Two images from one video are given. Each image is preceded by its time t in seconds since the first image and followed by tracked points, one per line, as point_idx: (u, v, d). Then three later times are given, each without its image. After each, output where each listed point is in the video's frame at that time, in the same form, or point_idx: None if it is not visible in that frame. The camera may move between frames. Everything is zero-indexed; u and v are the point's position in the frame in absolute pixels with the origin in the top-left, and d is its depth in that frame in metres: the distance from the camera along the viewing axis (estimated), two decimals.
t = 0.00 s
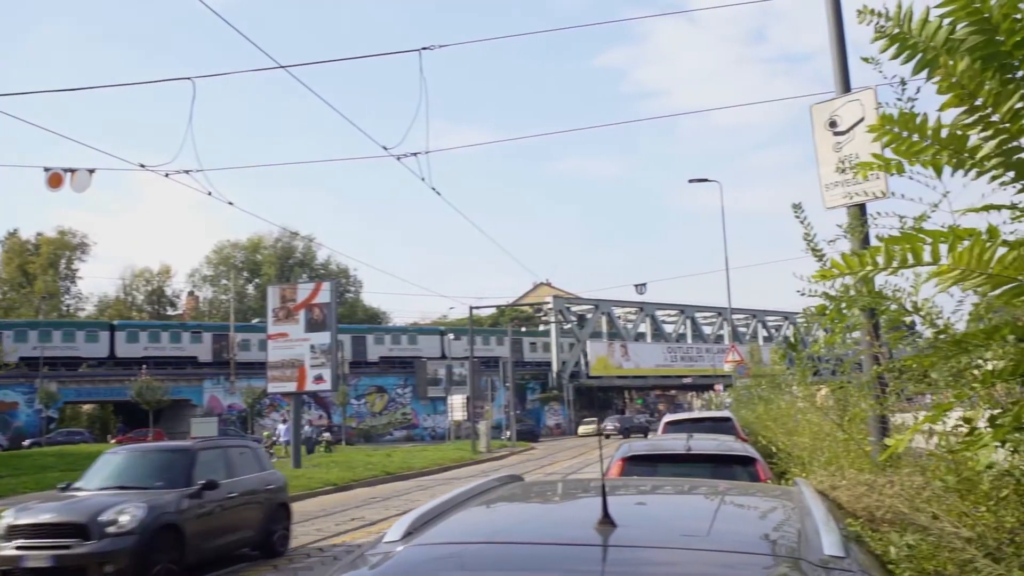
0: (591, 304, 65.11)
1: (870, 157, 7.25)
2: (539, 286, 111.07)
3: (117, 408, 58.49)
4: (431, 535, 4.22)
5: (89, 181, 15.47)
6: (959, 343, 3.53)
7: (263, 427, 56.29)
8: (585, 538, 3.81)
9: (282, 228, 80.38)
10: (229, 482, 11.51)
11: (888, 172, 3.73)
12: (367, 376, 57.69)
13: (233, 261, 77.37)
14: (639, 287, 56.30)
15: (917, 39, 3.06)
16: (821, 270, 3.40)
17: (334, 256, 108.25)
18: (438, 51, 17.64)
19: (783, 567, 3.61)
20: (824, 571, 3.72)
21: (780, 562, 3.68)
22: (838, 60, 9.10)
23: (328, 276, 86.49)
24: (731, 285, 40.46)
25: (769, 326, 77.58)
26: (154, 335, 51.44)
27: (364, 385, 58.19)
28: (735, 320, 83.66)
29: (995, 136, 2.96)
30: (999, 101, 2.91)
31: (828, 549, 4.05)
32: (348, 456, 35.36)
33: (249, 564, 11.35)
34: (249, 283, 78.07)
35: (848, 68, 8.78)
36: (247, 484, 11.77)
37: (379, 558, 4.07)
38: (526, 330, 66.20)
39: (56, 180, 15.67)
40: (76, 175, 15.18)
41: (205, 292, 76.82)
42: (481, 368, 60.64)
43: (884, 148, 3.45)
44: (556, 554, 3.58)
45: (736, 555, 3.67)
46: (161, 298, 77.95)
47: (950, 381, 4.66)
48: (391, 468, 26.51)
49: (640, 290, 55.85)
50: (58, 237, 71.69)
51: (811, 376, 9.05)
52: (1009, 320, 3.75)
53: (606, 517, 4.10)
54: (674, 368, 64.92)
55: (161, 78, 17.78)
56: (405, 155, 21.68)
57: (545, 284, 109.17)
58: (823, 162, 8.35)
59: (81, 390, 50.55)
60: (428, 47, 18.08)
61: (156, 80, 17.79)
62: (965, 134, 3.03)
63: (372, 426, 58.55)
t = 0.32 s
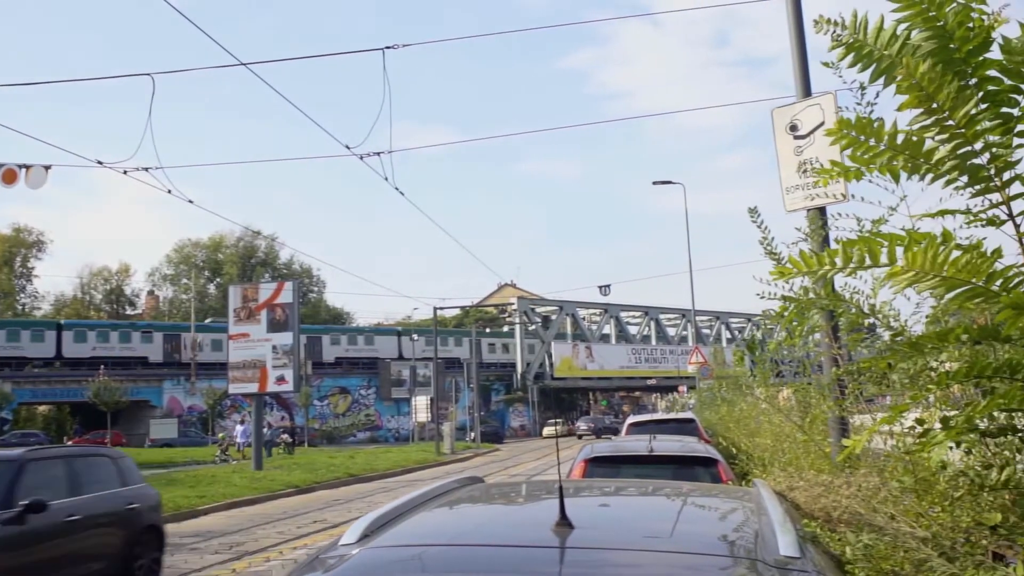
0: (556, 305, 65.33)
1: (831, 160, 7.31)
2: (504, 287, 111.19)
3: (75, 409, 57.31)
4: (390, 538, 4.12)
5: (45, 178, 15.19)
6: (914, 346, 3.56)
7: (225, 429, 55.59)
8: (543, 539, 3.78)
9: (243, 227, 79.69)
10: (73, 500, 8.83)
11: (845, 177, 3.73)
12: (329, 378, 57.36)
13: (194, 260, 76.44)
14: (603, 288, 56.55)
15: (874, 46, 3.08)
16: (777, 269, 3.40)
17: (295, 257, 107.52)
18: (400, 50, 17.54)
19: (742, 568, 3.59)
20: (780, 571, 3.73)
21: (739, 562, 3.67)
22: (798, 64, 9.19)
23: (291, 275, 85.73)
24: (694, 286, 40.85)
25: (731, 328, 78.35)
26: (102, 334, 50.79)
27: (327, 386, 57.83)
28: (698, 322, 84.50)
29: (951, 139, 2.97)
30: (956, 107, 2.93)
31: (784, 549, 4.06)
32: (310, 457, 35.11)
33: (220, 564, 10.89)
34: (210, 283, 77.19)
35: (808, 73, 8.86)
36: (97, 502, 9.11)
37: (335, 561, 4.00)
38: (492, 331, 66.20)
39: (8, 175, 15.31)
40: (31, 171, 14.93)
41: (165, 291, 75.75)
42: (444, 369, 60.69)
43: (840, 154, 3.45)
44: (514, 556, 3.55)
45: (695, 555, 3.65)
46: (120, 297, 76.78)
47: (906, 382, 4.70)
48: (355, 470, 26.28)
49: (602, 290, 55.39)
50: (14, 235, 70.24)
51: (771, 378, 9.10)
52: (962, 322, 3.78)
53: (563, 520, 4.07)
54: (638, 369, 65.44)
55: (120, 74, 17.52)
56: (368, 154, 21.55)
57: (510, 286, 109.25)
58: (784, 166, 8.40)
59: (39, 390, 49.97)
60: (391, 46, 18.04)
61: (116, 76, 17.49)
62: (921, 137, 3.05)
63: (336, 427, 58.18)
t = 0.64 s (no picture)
0: (532, 307, 65.43)
1: (803, 160, 7.33)
2: (479, 288, 111.24)
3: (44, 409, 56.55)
4: (360, 540, 4.07)
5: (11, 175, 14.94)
6: (884, 347, 3.56)
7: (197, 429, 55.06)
8: (513, 542, 3.74)
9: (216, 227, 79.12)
10: None
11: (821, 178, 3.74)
12: (303, 379, 56.94)
13: (166, 259, 75.73)
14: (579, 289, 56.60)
15: (848, 49, 3.06)
16: (750, 269, 3.38)
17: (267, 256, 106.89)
18: (374, 48, 17.43)
19: (712, 570, 3.58)
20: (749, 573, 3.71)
21: (709, 564, 3.65)
22: (773, 66, 9.23)
23: (264, 275, 85.16)
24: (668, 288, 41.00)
25: (706, 330, 78.74)
26: (62, 333, 48.82)
27: (300, 387, 57.37)
28: (673, 323, 84.85)
29: (924, 140, 2.96)
30: (929, 109, 2.90)
31: (753, 551, 4.05)
32: (283, 458, 34.84)
33: (190, 566, 10.73)
34: (182, 282, 76.53)
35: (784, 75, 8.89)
36: None
37: (303, 562, 3.96)
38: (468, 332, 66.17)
39: None
40: None
41: (137, 290, 74.93)
42: (419, 370, 60.51)
43: (813, 155, 3.45)
44: (483, 557, 3.52)
45: (666, 557, 3.63)
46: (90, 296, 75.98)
47: (879, 382, 4.70)
48: (327, 471, 26.12)
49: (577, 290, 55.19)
50: None
51: (743, 379, 9.09)
52: (933, 324, 3.78)
53: (533, 522, 4.03)
54: (614, 371, 65.59)
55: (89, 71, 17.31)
56: (342, 153, 21.44)
57: (485, 287, 109.20)
58: (758, 168, 8.43)
59: (7, 389, 49.72)
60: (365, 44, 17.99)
61: (85, 74, 17.30)
62: (892, 140, 3.04)
63: (309, 428, 58.39)
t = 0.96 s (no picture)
0: (518, 307, 65.48)
1: (788, 161, 7.35)
2: (465, 287, 111.20)
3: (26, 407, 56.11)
4: (344, 541, 4.04)
5: None
6: (871, 348, 3.55)
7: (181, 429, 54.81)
8: (496, 543, 3.71)
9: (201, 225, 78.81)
10: None
11: (808, 177, 3.72)
12: (287, 379, 56.77)
13: (150, 257, 75.44)
14: (565, 290, 56.60)
15: (837, 49, 3.04)
16: (736, 270, 3.36)
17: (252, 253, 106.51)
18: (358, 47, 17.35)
19: (697, 572, 3.57)
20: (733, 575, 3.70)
21: (694, 567, 3.63)
22: (761, 66, 9.24)
23: (249, 274, 84.91)
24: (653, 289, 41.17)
25: (692, 331, 78.94)
26: (34, 332, 49.93)
27: (285, 387, 57.07)
28: (659, 325, 85.13)
29: (909, 142, 2.95)
30: (912, 111, 2.91)
31: (737, 552, 4.04)
32: (269, 459, 34.72)
33: (173, 567, 10.67)
34: (166, 281, 76.08)
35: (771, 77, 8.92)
36: None
37: (286, 563, 3.93)
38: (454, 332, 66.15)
39: None
40: None
41: (120, 289, 74.59)
42: (405, 370, 60.50)
43: (801, 153, 3.44)
44: (466, 559, 3.49)
45: (651, 559, 3.61)
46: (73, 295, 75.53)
47: (864, 385, 4.69)
48: (312, 472, 26.02)
49: (564, 291, 55.22)
50: None
51: (728, 382, 9.08)
52: (918, 326, 3.78)
53: (516, 523, 4.01)
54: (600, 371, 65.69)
55: (75, 67, 17.19)
56: (327, 152, 21.41)
57: (472, 287, 109.18)
58: (745, 168, 8.45)
59: None
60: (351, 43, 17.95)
61: (69, 70, 17.15)
62: (880, 139, 3.04)
63: (292, 428, 57.52)
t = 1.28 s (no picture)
0: (514, 307, 65.38)
1: (785, 160, 7.33)
2: (461, 288, 111.17)
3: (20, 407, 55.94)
4: (339, 541, 4.02)
5: None
6: (868, 349, 3.54)
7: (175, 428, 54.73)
8: (493, 543, 3.70)
9: (196, 224, 78.65)
10: None
11: (808, 174, 3.70)
12: (283, 378, 56.66)
13: (145, 256, 75.26)
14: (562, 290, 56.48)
15: (837, 48, 3.04)
16: (732, 267, 3.35)
17: (248, 253, 106.39)
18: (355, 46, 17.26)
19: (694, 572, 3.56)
20: None
21: (691, 568, 3.61)
22: (758, 66, 9.24)
23: (244, 272, 84.72)
24: (650, 290, 41.09)
25: (688, 332, 78.89)
26: (17, 331, 48.43)
27: (280, 386, 56.88)
28: (655, 325, 85.20)
29: (907, 142, 2.94)
30: (910, 110, 2.90)
31: (733, 554, 4.03)
32: (263, 459, 34.60)
33: (167, 566, 10.64)
34: (161, 280, 75.90)
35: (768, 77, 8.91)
36: None
37: (280, 563, 3.92)
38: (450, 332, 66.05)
39: None
40: None
41: (115, 287, 74.45)
42: (401, 370, 60.45)
43: (799, 150, 3.44)
44: (461, 559, 3.48)
45: (647, 560, 3.60)
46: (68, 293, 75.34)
47: (861, 386, 4.69)
48: (307, 471, 25.93)
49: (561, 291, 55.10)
50: None
51: (724, 382, 9.04)
52: (915, 327, 3.77)
53: (512, 523, 4.00)
54: (596, 372, 65.68)
55: (71, 64, 17.08)
56: (324, 150, 21.34)
57: (468, 287, 109.10)
58: (741, 169, 8.43)
59: None
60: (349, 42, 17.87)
61: (64, 67, 17.04)
62: (879, 139, 3.03)
63: (288, 427, 57.55)
